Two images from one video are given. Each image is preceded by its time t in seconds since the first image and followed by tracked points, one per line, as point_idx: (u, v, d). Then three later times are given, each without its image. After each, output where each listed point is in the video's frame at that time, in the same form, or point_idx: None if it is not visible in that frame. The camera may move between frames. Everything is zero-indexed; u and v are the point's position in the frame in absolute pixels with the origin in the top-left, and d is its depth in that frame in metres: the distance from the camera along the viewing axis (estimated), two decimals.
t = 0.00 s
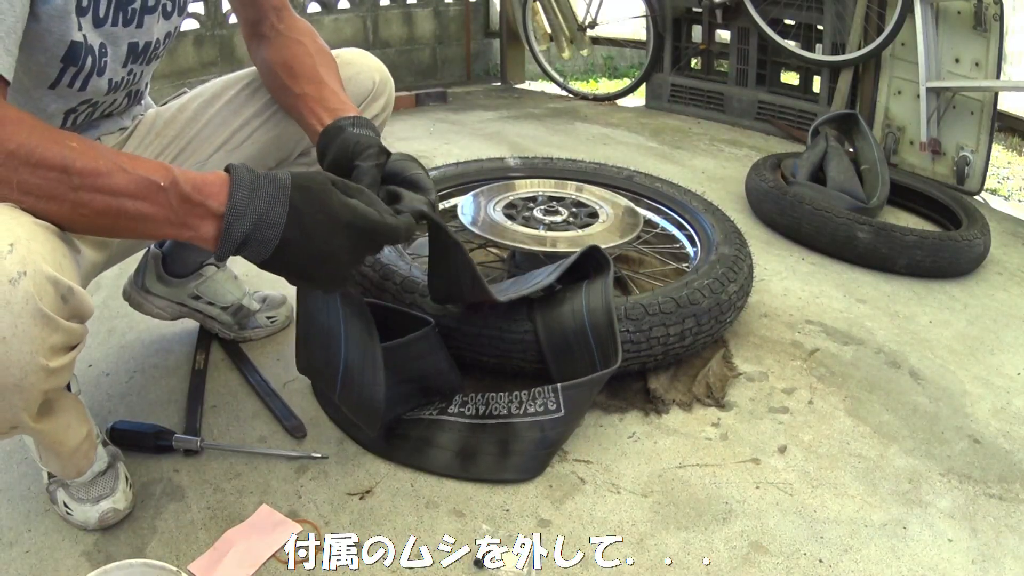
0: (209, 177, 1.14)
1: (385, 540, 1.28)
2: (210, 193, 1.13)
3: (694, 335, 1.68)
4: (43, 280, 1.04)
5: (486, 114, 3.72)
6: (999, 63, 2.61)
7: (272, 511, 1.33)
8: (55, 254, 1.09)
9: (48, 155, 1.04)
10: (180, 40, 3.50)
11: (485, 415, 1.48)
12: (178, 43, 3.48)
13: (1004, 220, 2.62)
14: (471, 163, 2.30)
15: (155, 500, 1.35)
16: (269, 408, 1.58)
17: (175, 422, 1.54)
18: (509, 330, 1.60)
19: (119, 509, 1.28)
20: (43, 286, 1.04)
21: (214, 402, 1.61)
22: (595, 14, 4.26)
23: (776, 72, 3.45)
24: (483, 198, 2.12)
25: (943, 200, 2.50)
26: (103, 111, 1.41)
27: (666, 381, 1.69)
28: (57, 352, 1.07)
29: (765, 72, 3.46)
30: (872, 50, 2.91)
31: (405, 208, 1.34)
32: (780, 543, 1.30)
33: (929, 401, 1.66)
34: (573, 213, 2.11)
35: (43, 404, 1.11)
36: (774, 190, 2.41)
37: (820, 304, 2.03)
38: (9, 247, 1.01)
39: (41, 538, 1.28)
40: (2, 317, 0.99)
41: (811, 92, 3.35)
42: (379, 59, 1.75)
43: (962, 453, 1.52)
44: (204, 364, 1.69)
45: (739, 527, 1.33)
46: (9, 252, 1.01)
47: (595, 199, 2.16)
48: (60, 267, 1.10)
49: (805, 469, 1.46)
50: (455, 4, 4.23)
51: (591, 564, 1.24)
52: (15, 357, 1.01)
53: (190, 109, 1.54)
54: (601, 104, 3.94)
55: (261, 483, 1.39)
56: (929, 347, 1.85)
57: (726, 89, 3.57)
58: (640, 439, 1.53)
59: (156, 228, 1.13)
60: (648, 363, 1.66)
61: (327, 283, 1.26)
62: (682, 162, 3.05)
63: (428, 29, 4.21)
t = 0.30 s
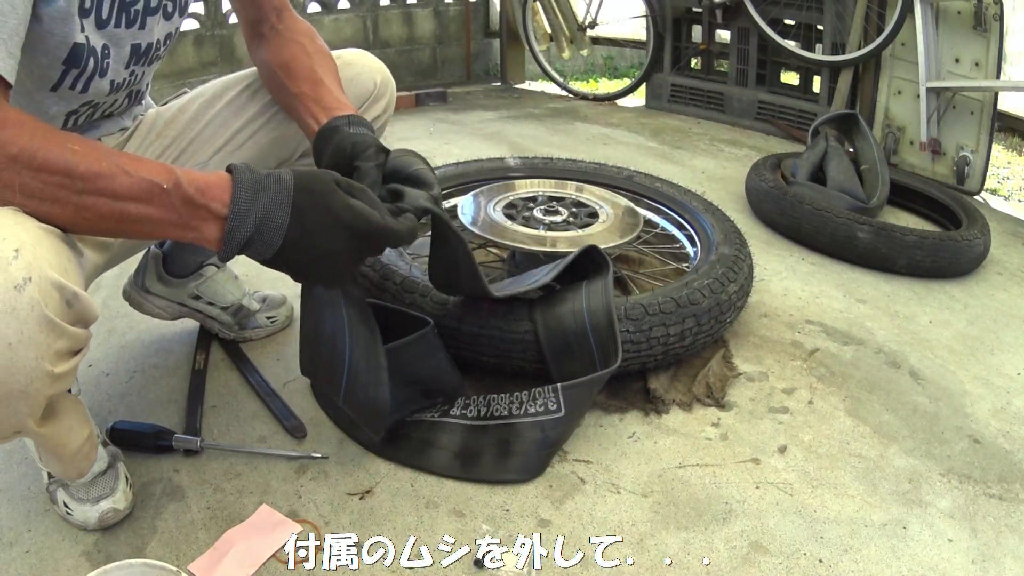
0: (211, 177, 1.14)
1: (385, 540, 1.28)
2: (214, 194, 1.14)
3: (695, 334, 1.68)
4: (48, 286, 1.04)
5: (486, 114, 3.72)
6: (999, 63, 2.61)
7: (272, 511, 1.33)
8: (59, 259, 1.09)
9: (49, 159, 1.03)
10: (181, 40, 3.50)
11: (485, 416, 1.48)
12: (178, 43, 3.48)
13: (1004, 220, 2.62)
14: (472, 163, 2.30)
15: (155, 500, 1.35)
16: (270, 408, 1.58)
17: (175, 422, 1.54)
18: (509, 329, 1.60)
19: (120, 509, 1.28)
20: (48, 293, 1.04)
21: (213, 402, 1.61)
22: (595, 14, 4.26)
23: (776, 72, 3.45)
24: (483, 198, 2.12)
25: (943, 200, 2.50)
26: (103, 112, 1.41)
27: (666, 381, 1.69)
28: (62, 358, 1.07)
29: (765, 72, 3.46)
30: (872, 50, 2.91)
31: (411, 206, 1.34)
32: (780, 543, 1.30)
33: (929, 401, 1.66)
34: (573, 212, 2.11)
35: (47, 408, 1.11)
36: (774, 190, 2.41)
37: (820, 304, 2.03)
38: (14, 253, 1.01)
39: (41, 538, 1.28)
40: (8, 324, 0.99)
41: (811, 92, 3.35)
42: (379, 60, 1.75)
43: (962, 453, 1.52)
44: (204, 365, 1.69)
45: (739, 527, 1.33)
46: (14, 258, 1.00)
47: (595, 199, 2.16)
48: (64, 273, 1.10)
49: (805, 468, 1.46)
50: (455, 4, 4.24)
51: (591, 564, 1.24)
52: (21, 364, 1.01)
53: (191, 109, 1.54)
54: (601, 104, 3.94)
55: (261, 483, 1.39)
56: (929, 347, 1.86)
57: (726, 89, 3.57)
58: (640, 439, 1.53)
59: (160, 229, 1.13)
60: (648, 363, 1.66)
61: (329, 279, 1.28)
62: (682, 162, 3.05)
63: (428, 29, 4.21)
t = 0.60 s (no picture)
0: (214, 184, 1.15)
1: (385, 540, 1.28)
2: (219, 199, 1.14)
3: (695, 335, 1.68)
4: (51, 296, 1.04)
5: (487, 114, 3.72)
6: (999, 62, 2.61)
7: (272, 511, 1.33)
8: (61, 267, 1.09)
9: (53, 161, 1.03)
10: (181, 40, 3.50)
11: (486, 417, 1.48)
12: (178, 43, 3.48)
13: (1004, 220, 2.62)
14: (471, 163, 2.30)
15: (155, 500, 1.35)
16: (270, 408, 1.58)
17: (175, 422, 1.55)
18: (509, 329, 1.60)
19: (120, 509, 1.28)
20: (51, 302, 1.04)
21: (214, 402, 1.61)
22: (595, 14, 4.26)
23: (776, 72, 3.45)
24: (483, 198, 2.12)
25: (943, 200, 2.50)
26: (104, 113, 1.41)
27: (666, 381, 1.69)
28: (66, 366, 1.08)
29: (765, 72, 3.46)
30: (872, 50, 2.91)
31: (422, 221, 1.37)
32: (780, 543, 1.30)
33: (929, 401, 1.66)
34: (573, 213, 2.11)
35: (50, 415, 1.12)
36: (774, 190, 2.41)
37: (820, 304, 2.03)
38: (16, 263, 1.01)
39: (41, 538, 1.28)
40: (10, 335, 1.00)
41: (812, 92, 3.35)
42: (381, 61, 1.75)
43: (963, 453, 1.52)
44: (204, 364, 1.69)
45: (739, 527, 1.33)
46: (16, 268, 1.01)
47: (595, 200, 2.16)
48: (68, 280, 1.10)
49: (804, 468, 1.46)
50: (455, 4, 4.24)
51: (591, 564, 1.24)
52: (24, 375, 1.01)
53: (193, 110, 1.54)
54: (601, 104, 3.94)
55: (261, 483, 1.39)
56: (929, 347, 1.85)
57: (726, 89, 3.57)
58: (640, 440, 1.53)
59: (163, 235, 1.13)
60: (648, 363, 1.66)
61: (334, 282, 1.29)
62: (682, 162, 3.05)
63: (428, 29, 4.21)
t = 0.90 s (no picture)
0: (225, 163, 1.14)
1: (384, 540, 1.28)
2: (236, 181, 1.13)
3: (695, 334, 1.68)
4: (82, 302, 1.06)
5: (486, 114, 3.72)
6: (999, 63, 2.61)
7: (272, 511, 1.33)
8: (85, 272, 1.10)
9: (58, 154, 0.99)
10: (180, 40, 3.50)
11: (487, 417, 1.48)
12: (178, 43, 3.48)
13: (1004, 220, 2.62)
14: (472, 163, 2.30)
15: (155, 500, 1.35)
16: (270, 408, 1.58)
17: (176, 422, 1.55)
18: (509, 329, 1.60)
19: (120, 509, 1.28)
20: (81, 309, 1.06)
21: (214, 402, 1.61)
22: (595, 14, 4.26)
23: (776, 72, 3.45)
24: (483, 198, 2.12)
25: (943, 200, 2.50)
26: (111, 116, 1.42)
27: (666, 381, 1.69)
28: (91, 373, 1.10)
29: (765, 72, 3.46)
30: (872, 50, 2.91)
31: (388, 208, 1.31)
32: (781, 543, 1.30)
33: (929, 401, 1.66)
34: (573, 212, 2.11)
35: (74, 422, 1.13)
36: (774, 190, 2.41)
37: (821, 304, 2.04)
38: (48, 270, 1.02)
39: (41, 538, 1.28)
40: (45, 343, 1.00)
41: (811, 92, 3.35)
42: (382, 62, 1.75)
43: (963, 453, 1.52)
44: (204, 364, 1.69)
45: (739, 527, 1.33)
46: (48, 276, 1.02)
47: (595, 199, 2.16)
48: (92, 285, 1.11)
49: (805, 469, 1.46)
50: (455, 4, 4.24)
51: (591, 564, 1.24)
52: (57, 383, 1.03)
53: (195, 110, 1.55)
54: (601, 104, 3.94)
55: (261, 483, 1.39)
56: (929, 347, 1.86)
57: (726, 89, 3.57)
58: (640, 439, 1.53)
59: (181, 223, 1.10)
60: (648, 363, 1.66)
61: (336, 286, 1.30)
62: (682, 162, 3.05)
63: (428, 29, 4.21)
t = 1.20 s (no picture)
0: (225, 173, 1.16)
1: (384, 540, 1.28)
2: (236, 185, 1.15)
3: (695, 334, 1.68)
4: (84, 311, 1.06)
5: (486, 114, 3.72)
6: (999, 63, 2.60)
7: (272, 511, 1.33)
8: (87, 278, 1.11)
9: (75, 138, 0.99)
10: (181, 40, 3.50)
11: (487, 417, 1.48)
12: (178, 43, 3.48)
13: (1004, 220, 2.62)
14: (472, 163, 2.30)
15: (155, 500, 1.35)
16: (270, 408, 1.58)
17: (176, 422, 1.55)
18: (508, 329, 1.60)
19: (120, 510, 1.28)
20: (84, 318, 1.06)
21: (214, 402, 1.61)
22: (595, 14, 4.26)
23: (776, 72, 3.45)
24: (483, 198, 2.12)
25: (943, 200, 2.50)
26: (114, 112, 1.42)
27: (666, 381, 1.69)
28: (95, 381, 1.10)
29: (765, 72, 3.46)
30: (872, 50, 2.91)
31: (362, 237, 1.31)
32: (781, 543, 1.30)
33: (929, 401, 1.66)
34: (573, 212, 2.11)
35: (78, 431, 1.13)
36: (774, 190, 2.41)
37: (821, 304, 2.04)
38: (50, 281, 1.02)
39: (40, 538, 1.28)
40: (48, 355, 1.00)
41: (811, 92, 3.35)
42: (379, 60, 1.75)
43: (963, 453, 1.52)
44: (204, 364, 1.69)
45: (739, 526, 1.33)
46: (50, 287, 1.01)
47: (595, 199, 2.16)
48: (94, 293, 1.11)
49: (805, 468, 1.46)
50: (455, 4, 4.24)
51: (591, 564, 1.24)
52: (62, 394, 1.03)
53: (193, 110, 1.54)
54: (601, 104, 3.94)
55: (260, 483, 1.39)
56: (929, 347, 1.86)
57: (726, 89, 3.58)
58: (639, 439, 1.53)
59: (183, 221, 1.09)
60: (648, 363, 1.66)
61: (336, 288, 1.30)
62: (682, 162, 3.05)
63: (428, 29, 4.21)
